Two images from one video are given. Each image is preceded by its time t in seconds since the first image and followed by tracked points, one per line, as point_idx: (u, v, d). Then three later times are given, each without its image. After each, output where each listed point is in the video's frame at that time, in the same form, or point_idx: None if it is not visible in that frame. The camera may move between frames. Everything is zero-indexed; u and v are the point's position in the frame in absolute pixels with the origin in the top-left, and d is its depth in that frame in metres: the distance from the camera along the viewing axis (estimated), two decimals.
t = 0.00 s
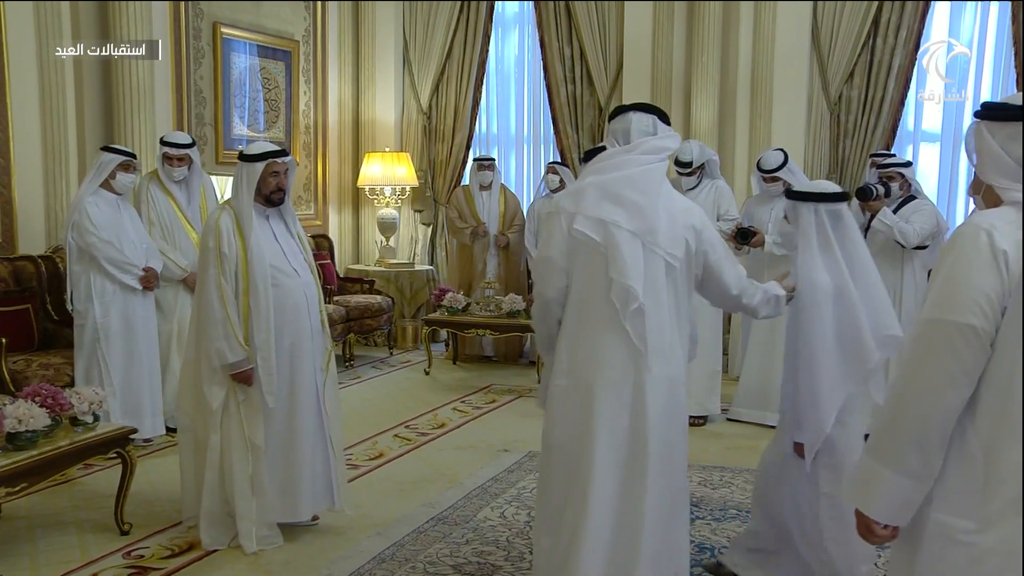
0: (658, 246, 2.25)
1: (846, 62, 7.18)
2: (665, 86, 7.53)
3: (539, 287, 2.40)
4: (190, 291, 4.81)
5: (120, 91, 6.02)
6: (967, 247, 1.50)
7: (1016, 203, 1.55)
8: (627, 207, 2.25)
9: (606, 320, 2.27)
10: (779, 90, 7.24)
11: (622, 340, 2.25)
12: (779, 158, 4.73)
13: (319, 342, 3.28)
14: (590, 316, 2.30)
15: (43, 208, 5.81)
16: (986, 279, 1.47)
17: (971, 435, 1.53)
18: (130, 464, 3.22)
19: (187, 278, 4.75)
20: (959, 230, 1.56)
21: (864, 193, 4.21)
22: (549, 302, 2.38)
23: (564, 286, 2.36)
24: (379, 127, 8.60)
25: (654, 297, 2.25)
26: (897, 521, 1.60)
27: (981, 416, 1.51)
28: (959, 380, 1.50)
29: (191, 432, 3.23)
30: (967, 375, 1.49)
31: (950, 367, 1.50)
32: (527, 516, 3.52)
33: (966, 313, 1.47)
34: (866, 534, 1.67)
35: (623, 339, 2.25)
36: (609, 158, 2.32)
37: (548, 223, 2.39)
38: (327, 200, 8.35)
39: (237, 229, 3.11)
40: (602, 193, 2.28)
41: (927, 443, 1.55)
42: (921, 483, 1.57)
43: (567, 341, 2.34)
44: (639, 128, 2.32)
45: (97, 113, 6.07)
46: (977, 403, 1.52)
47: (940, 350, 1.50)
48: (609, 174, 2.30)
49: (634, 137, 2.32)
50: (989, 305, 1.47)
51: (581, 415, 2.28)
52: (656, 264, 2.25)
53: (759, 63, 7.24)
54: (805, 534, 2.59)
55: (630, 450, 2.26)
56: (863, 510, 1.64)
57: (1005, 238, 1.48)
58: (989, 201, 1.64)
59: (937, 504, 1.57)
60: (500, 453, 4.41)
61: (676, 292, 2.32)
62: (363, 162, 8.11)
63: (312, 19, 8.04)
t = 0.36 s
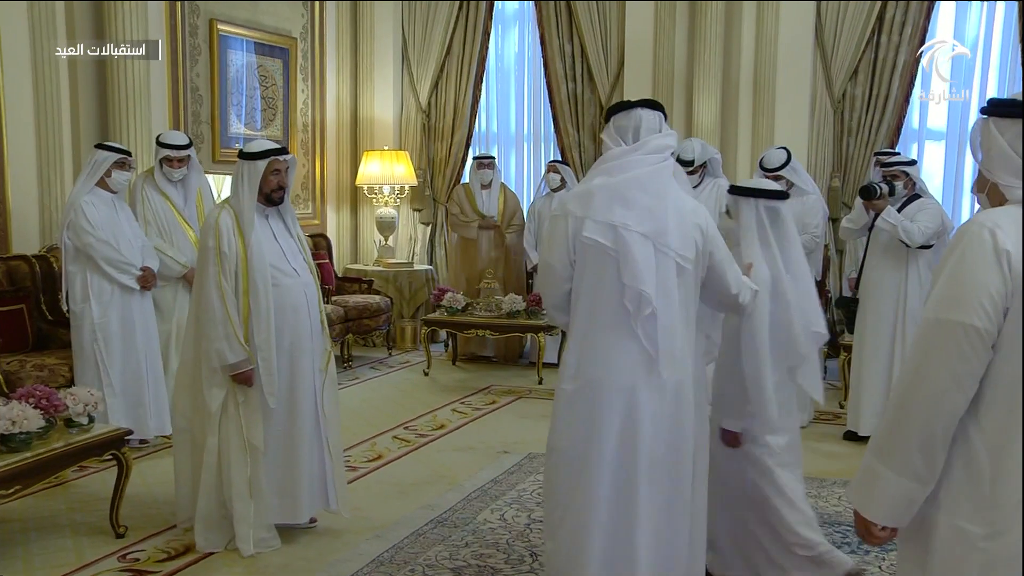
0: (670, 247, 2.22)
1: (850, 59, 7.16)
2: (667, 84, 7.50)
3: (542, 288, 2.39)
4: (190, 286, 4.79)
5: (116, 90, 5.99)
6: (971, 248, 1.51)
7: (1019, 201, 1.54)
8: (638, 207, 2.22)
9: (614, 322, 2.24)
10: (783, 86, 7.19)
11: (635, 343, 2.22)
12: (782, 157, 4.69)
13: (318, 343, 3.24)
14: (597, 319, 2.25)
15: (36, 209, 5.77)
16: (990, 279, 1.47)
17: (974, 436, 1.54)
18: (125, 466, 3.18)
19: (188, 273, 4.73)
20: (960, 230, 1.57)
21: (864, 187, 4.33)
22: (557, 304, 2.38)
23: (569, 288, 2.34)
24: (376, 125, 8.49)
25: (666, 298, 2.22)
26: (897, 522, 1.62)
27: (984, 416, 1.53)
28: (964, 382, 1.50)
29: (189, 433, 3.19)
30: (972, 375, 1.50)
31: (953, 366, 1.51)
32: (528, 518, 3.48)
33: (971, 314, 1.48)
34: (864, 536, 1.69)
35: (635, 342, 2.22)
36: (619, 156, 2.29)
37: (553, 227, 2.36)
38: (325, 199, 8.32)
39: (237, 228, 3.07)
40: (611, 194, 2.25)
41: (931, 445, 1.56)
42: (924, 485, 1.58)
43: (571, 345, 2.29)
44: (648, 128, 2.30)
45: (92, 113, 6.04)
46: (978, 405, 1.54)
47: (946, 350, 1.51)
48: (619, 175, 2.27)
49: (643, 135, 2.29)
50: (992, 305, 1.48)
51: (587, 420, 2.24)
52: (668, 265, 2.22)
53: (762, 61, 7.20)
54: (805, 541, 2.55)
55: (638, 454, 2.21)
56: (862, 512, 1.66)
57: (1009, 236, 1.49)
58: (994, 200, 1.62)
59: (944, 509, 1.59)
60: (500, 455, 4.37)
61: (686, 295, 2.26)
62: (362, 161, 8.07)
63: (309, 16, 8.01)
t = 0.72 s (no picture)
0: (671, 244, 2.19)
1: (853, 57, 7.13)
2: (668, 82, 7.47)
3: (536, 303, 2.25)
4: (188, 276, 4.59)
5: (112, 88, 5.95)
6: (928, 251, 1.51)
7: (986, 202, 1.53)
8: (636, 209, 2.17)
9: (615, 326, 2.17)
10: (784, 84, 7.15)
11: (642, 347, 2.16)
12: (784, 155, 4.72)
13: (319, 344, 3.21)
14: (601, 326, 2.18)
15: (32, 209, 5.73)
16: (947, 282, 1.47)
17: (947, 441, 1.53)
18: (121, 468, 3.15)
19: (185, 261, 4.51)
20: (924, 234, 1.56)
21: (869, 187, 4.31)
22: (551, 319, 2.24)
23: (565, 300, 2.23)
24: (375, 123, 8.48)
25: (671, 297, 2.18)
26: (873, 537, 1.57)
27: (955, 422, 1.51)
28: (925, 387, 1.49)
29: (187, 435, 3.16)
30: (936, 380, 1.49)
31: (916, 370, 1.50)
32: (527, 521, 3.45)
33: (930, 319, 1.47)
34: (842, 554, 1.63)
35: (643, 347, 2.16)
36: (600, 155, 2.26)
37: (545, 237, 2.24)
38: (324, 198, 8.28)
39: (235, 227, 3.05)
40: (606, 198, 2.18)
41: (900, 455, 1.53)
42: (897, 496, 1.56)
43: (574, 354, 2.21)
44: (628, 127, 2.30)
45: (87, 112, 6.01)
46: (948, 408, 1.53)
47: (906, 358, 1.50)
48: (612, 178, 2.21)
49: (625, 134, 2.29)
50: (950, 311, 1.47)
51: (594, 433, 2.15)
52: (670, 263, 2.18)
53: (764, 59, 7.16)
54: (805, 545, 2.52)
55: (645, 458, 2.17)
56: (840, 529, 1.60)
57: (967, 238, 1.48)
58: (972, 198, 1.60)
59: (926, 519, 1.57)
60: (500, 456, 4.34)
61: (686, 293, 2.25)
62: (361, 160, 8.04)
63: (307, 14, 7.97)
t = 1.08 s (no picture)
0: (647, 243, 2.14)
1: (854, 58, 7.14)
2: (668, 81, 7.45)
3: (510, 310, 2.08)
4: (169, 288, 4.64)
5: (111, 88, 5.94)
6: (891, 260, 1.52)
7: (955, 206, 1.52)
8: (612, 209, 2.11)
9: (594, 325, 2.10)
10: (785, 84, 7.14)
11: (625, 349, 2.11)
12: (786, 155, 4.70)
13: (318, 344, 3.20)
14: (581, 326, 2.10)
15: (30, 209, 5.72)
16: (906, 293, 1.48)
17: (921, 453, 1.53)
18: (120, 469, 3.14)
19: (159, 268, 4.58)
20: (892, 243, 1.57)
21: (870, 186, 4.29)
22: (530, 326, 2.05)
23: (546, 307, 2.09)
24: (375, 123, 8.48)
25: (649, 296, 2.14)
26: (843, 544, 1.59)
27: (927, 434, 1.51)
28: (889, 401, 1.50)
29: (186, 435, 3.15)
30: (901, 391, 1.49)
31: (880, 384, 1.51)
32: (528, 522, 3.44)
33: (889, 330, 1.49)
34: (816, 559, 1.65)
35: (627, 350, 2.10)
36: (571, 155, 2.17)
37: (520, 241, 2.10)
38: (324, 198, 8.27)
39: (233, 228, 3.04)
40: (584, 199, 2.09)
41: (865, 466, 1.55)
42: (866, 506, 1.57)
43: (553, 361, 2.10)
44: (595, 126, 2.22)
45: (86, 111, 6.00)
46: (920, 417, 1.53)
47: (871, 373, 1.51)
48: (585, 178, 2.13)
49: (591, 134, 2.21)
50: (911, 321, 1.48)
51: (573, 435, 2.06)
52: (646, 262, 2.14)
53: (765, 59, 7.14)
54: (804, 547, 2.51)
55: (628, 463, 2.09)
56: (810, 536, 1.62)
57: (928, 248, 1.48)
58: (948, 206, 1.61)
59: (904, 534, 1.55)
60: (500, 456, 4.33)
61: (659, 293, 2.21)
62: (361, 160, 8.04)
63: (306, 13, 7.96)
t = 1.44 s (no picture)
0: (611, 243, 2.09)
1: (854, 58, 7.14)
2: (669, 81, 7.45)
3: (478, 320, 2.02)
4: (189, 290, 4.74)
5: (110, 88, 5.93)
6: (896, 260, 1.51)
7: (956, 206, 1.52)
8: (575, 209, 2.05)
9: (565, 325, 2.04)
10: (785, 84, 7.14)
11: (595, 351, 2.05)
12: (786, 155, 4.70)
13: (319, 344, 3.20)
14: (553, 329, 2.03)
15: (30, 209, 5.72)
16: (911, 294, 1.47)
17: (923, 457, 1.52)
18: (120, 469, 3.14)
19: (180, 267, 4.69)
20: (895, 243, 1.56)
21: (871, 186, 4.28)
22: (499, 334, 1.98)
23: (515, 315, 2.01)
24: (375, 123, 8.49)
25: (616, 296, 2.09)
26: (847, 551, 1.57)
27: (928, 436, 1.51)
28: (893, 404, 1.49)
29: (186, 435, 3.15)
30: (904, 393, 1.49)
31: (883, 387, 1.50)
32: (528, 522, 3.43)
33: (894, 332, 1.48)
34: (819, 566, 1.63)
35: (598, 352, 2.05)
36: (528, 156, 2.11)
37: (483, 249, 2.03)
38: (323, 198, 8.27)
39: (234, 229, 3.03)
40: (545, 201, 2.03)
41: (866, 469, 1.53)
42: (869, 511, 1.56)
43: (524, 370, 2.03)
44: (551, 124, 2.15)
45: (86, 112, 6.00)
46: (922, 419, 1.52)
47: (875, 376, 1.50)
48: (544, 179, 2.07)
49: (548, 133, 2.15)
50: (917, 323, 1.47)
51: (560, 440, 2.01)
52: (611, 261, 2.09)
53: (765, 59, 7.14)
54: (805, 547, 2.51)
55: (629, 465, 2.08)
56: (813, 543, 1.60)
57: (932, 248, 1.47)
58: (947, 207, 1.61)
59: (902, 536, 1.55)
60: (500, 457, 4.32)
61: (629, 293, 2.15)
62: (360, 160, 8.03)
63: (306, 13, 7.96)
